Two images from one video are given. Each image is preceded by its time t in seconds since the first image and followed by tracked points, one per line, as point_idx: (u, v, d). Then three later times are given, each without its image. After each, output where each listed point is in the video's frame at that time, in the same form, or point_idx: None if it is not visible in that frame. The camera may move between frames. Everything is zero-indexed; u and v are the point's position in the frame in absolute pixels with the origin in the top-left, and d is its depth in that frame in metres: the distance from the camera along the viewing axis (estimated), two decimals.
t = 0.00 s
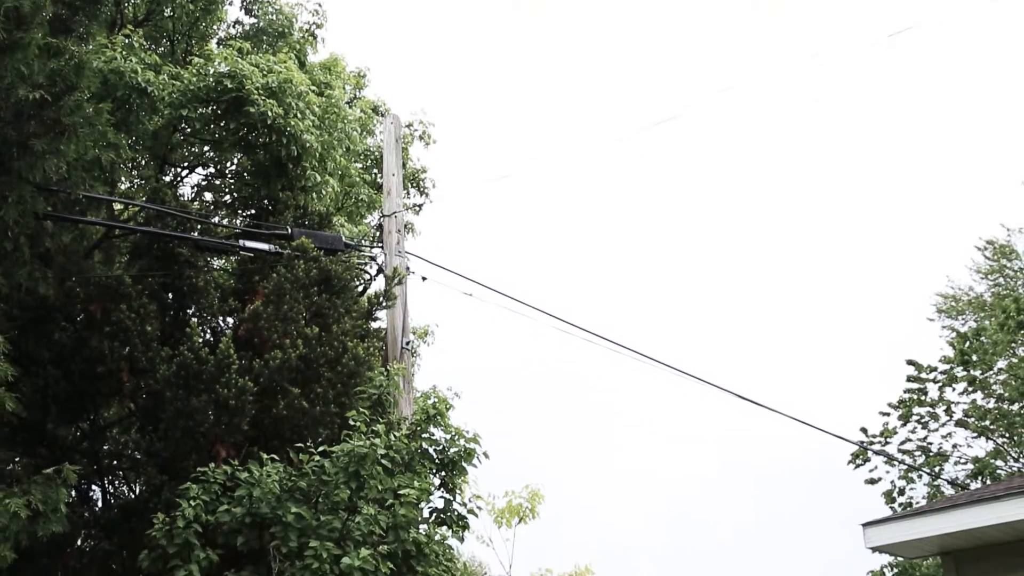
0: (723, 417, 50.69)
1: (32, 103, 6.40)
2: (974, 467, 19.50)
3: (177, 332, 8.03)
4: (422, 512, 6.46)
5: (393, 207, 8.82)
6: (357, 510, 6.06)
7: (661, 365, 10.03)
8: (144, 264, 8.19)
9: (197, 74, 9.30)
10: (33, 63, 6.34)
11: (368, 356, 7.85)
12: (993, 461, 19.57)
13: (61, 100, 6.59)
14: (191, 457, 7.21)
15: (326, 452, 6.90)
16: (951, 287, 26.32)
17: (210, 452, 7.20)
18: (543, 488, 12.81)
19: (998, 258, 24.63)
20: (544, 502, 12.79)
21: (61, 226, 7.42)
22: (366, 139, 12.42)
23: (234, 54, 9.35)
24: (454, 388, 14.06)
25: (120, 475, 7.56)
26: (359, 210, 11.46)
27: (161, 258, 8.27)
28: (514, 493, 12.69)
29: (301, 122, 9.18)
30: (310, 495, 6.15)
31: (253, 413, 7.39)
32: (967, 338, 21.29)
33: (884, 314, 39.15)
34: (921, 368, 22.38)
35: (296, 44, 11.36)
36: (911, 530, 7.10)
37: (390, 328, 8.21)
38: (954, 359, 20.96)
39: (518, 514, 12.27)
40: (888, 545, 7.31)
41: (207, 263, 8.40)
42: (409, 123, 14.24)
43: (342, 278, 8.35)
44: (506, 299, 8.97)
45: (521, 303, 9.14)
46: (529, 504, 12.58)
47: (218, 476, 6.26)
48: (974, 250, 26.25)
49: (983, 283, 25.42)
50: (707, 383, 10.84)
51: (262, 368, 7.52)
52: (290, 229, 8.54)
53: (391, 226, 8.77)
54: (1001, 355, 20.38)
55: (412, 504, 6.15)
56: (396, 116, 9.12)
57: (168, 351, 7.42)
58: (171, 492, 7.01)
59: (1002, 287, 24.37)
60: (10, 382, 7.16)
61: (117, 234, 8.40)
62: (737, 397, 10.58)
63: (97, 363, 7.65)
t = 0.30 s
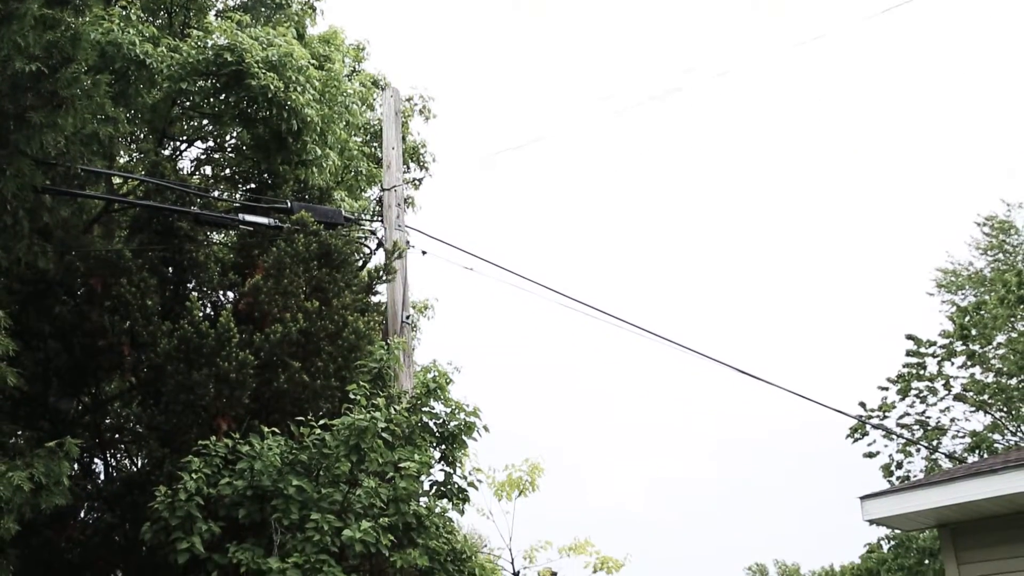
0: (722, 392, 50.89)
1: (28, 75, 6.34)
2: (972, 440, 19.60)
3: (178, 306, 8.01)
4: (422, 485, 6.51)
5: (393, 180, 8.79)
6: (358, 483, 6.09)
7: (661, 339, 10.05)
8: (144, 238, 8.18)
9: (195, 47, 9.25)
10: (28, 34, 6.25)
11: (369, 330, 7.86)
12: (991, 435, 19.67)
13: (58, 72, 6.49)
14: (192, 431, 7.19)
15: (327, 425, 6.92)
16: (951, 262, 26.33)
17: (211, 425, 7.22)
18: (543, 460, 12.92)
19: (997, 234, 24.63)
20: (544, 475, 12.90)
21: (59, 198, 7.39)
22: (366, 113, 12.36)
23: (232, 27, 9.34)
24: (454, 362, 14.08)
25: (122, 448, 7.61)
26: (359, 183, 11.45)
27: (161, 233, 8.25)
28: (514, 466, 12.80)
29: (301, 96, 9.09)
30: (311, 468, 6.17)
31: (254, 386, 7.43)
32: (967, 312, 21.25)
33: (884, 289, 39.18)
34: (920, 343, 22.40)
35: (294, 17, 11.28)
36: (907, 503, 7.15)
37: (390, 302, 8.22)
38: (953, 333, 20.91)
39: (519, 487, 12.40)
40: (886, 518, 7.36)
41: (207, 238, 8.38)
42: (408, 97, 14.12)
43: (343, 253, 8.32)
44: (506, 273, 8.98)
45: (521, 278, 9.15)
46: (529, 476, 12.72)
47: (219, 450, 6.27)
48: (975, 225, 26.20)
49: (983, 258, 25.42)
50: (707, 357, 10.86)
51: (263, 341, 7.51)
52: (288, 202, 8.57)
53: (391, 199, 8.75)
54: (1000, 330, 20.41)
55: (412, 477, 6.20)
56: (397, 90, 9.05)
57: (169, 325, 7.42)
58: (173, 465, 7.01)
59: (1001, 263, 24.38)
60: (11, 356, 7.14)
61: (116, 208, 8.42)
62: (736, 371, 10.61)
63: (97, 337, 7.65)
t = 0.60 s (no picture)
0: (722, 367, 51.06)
1: (25, 49, 6.30)
2: (970, 415, 19.71)
3: (178, 281, 7.99)
4: (423, 458, 6.56)
5: (393, 155, 8.76)
6: (358, 457, 6.12)
7: (661, 314, 10.09)
8: (143, 213, 8.18)
9: (193, 20, 9.13)
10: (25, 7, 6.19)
11: (369, 305, 7.88)
12: (989, 410, 19.76)
13: (55, 45, 6.41)
14: (194, 405, 7.21)
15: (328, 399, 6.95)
16: (951, 237, 26.31)
17: (212, 399, 7.23)
18: (543, 435, 12.98)
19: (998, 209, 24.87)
20: (544, 449, 12.97)
21: (58, 172, 7.40)
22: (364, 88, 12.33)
23: None
24: (454, 336, 14.12)
25: (123, 422, 7.62)
26: (359, 156, 11.44)
27: (161, 207, 8.25)
28: (514, 440, 12.88)
29: (302, 70, 9.07)
30: (312, 442, 6.19)
31: (255, 360, 7.44)
32: (967, 287, 21.16)
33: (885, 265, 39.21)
34: (920, 318, 22.47)
35: None
36: (903, 477, 7.21)
37: (390, 276, 8.21)
38: (954, 308, 20.93)
39: (519, 461, 12.49)
40: (884, 492, 7.42)
41: (207, 213, 8.39)
42: (409, 72, 14.23)
43: (343, 227, 8.32)
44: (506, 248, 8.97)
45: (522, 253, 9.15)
46: (529, 450, 12.81)
47: (220, 424, 6.29)
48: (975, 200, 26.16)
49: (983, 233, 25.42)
50: (706, 331, 10.90)
51: (264, 315, 7.53)
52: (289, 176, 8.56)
53: (391, 173, 8.72)
54: (999, 305, 20.43)
55: (413, 451, 6.25)
56: (396, 63, 8.98)
57: (169, 300, 7.42)
58: (175, 439, 7.02)
59: (1001, 238, 24.37)
60: (12, 330, 7.13)
61: (115, 182, 8.39)
62: (735, 346, 10.66)
63: (98, 311, 7.63)
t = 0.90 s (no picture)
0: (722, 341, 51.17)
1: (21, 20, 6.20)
2: (969, 387, 19.84)
3: (178, 254, 7.98)
4: (424, 431, 6.59)
5: (393, 127, 8.71)
6: (359, 429, 6.15)
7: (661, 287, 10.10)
8: (143, 185, 8.14)
9: None
10: None
11: (369, 278, 7.89)
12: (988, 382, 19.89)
13: (51, 16, 6.35)
14: (195, 377, 7.22)
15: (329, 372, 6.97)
16: (951, 211, 26.29)
17: (212, 372, 7.23)
18: (543, 407, 13.00)
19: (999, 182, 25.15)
20: (544, 421, 13.04)
21: (57, 145, 7.38)
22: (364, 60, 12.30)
23: None
24: (454, 309, 14.16)
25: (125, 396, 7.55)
26: (359, 130, 11.36)
27: (160, 178, 8.18)
28: (514, 412, 12.97)
29: (301, 42, 9.01)
30: (313, 415, 6.21)
31: (255, 333, 7.44)
32: (968, 260, 21.21)
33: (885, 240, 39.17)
34: (920, 291, 22.52)
35: None
36: (903, 450, 7.24)
37: (391, 250, 8.18)
38: (954, 281, 20.95)
39: (520, 433, 12.59)
40: (884, 462, 7.48)
41: (207, 184, 8.28)
42: (409, 43, 13.68)
43: (343, 200, 8.28)
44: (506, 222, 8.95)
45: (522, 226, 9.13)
46: (529, 423, 12.88)
47: (221, 396, 6.31)
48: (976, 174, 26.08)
49: (983, 208, 25.40)
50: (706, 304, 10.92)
51: (263, 288, 7.50)
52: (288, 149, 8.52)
53: (391, 146, 8.69)
54: (999, 279, 20.43)
55: (413, 424, 6.24)
56: (395, 34, 8.91)
57: (170, 273, 7.41)
58: (176, 411, 7.05)
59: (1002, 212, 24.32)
60: (13, 303, 7.13)
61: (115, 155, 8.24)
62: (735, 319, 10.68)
63: (99, 284, 7.61)
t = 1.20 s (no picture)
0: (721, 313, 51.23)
1: None
2: (968, 359, 19.89)
3: (178, 227, 7.97)
4: (425, 403, 6.62)
5: (393, 98, 8.63)
6: (360, 401, 6.17)
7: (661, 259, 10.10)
8: (143, 156, 8.10)
9: None
10: None
11: (369, 250, 7.89)
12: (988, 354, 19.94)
13: None
14: (195, 349, 7.23)
15: (329, 344, 6.99)
16: (953, 183, 26.16)
17: (212, 344, 7.23)
18: (543, 379, 13.07)
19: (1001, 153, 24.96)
20: (544, 394, 13.10)
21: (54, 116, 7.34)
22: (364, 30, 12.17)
23: None
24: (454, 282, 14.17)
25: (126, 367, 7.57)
26: (359, 102, 11.29)
27: (160, 150, 8.15)
28: (515, 385, 13.02)
29: (300, 12, 8.98)
30: (314, 386, 6.23)
31: (255, 305, 7.45)
32: (969, 233, 21.03)
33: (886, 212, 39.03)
34: (920, 263, 22.51)
35: None
36: (901, 421, 7.28)
37: (391, 221, 8.21)
38: (955, 254, 20.92)
39: (520, 405, 12.64)
40: (884, 434, 7.51)
41: (206, 156, 8.28)
42: (409, 13, 13.82)
43: (343, 172, 8.26)
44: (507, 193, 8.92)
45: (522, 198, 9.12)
46: (529, 395, 12.94)
47: (222, 368, 6.34)
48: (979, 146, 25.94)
49: (985, 180, 25.32)
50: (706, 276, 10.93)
51: (264, 261, 7.50)
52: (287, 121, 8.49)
53: (391, 116, 8.64)
54: (1000, 251, 20.40)
55: (413, 395, 6.28)
56: (394, 4, 8.82)
57: (169, 245, 7.39)
58: (177, 382, 7.08)
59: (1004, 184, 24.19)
60: (13, 275, 7.13)
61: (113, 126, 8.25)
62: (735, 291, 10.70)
63: (100, 256, 7.62)
